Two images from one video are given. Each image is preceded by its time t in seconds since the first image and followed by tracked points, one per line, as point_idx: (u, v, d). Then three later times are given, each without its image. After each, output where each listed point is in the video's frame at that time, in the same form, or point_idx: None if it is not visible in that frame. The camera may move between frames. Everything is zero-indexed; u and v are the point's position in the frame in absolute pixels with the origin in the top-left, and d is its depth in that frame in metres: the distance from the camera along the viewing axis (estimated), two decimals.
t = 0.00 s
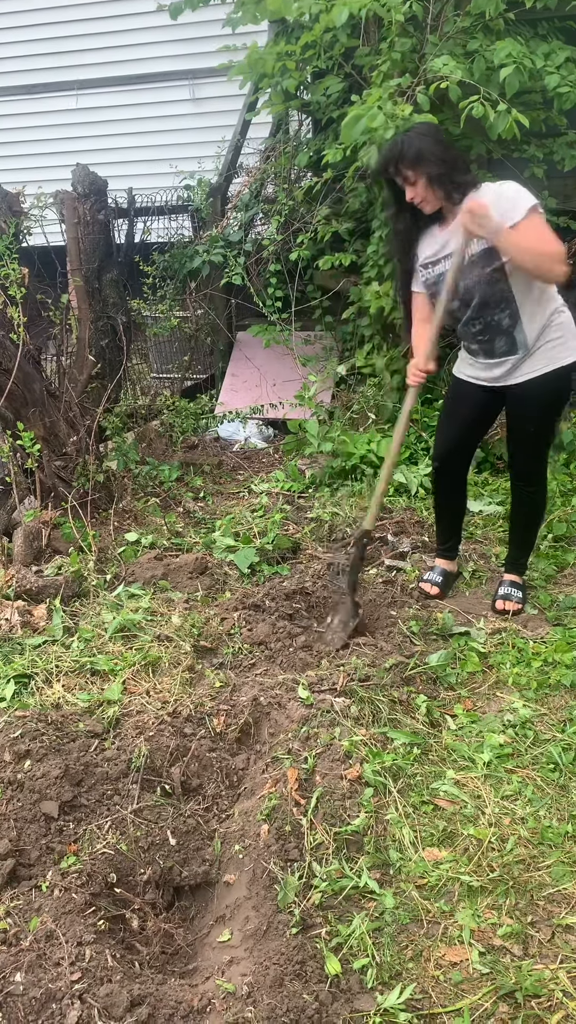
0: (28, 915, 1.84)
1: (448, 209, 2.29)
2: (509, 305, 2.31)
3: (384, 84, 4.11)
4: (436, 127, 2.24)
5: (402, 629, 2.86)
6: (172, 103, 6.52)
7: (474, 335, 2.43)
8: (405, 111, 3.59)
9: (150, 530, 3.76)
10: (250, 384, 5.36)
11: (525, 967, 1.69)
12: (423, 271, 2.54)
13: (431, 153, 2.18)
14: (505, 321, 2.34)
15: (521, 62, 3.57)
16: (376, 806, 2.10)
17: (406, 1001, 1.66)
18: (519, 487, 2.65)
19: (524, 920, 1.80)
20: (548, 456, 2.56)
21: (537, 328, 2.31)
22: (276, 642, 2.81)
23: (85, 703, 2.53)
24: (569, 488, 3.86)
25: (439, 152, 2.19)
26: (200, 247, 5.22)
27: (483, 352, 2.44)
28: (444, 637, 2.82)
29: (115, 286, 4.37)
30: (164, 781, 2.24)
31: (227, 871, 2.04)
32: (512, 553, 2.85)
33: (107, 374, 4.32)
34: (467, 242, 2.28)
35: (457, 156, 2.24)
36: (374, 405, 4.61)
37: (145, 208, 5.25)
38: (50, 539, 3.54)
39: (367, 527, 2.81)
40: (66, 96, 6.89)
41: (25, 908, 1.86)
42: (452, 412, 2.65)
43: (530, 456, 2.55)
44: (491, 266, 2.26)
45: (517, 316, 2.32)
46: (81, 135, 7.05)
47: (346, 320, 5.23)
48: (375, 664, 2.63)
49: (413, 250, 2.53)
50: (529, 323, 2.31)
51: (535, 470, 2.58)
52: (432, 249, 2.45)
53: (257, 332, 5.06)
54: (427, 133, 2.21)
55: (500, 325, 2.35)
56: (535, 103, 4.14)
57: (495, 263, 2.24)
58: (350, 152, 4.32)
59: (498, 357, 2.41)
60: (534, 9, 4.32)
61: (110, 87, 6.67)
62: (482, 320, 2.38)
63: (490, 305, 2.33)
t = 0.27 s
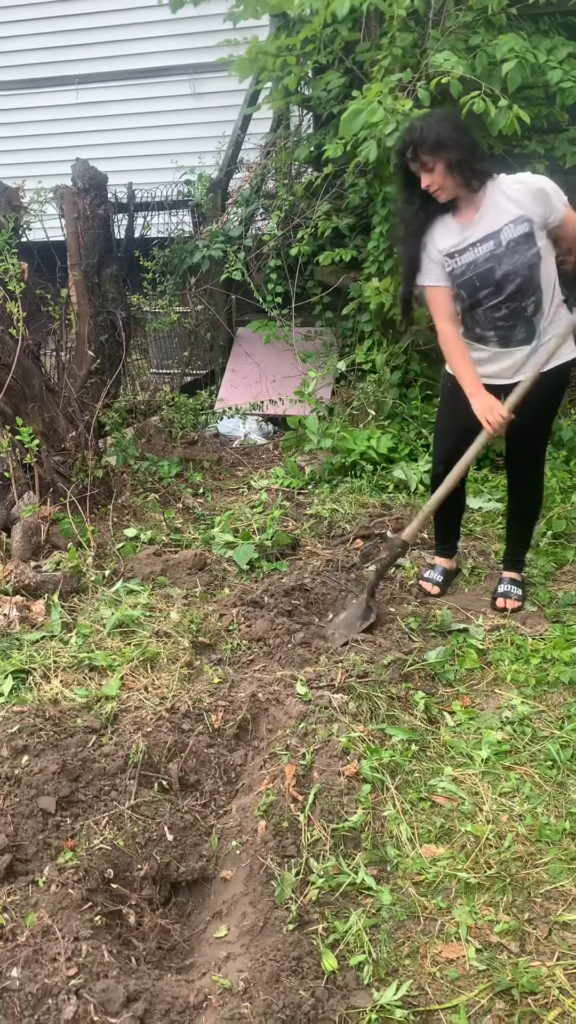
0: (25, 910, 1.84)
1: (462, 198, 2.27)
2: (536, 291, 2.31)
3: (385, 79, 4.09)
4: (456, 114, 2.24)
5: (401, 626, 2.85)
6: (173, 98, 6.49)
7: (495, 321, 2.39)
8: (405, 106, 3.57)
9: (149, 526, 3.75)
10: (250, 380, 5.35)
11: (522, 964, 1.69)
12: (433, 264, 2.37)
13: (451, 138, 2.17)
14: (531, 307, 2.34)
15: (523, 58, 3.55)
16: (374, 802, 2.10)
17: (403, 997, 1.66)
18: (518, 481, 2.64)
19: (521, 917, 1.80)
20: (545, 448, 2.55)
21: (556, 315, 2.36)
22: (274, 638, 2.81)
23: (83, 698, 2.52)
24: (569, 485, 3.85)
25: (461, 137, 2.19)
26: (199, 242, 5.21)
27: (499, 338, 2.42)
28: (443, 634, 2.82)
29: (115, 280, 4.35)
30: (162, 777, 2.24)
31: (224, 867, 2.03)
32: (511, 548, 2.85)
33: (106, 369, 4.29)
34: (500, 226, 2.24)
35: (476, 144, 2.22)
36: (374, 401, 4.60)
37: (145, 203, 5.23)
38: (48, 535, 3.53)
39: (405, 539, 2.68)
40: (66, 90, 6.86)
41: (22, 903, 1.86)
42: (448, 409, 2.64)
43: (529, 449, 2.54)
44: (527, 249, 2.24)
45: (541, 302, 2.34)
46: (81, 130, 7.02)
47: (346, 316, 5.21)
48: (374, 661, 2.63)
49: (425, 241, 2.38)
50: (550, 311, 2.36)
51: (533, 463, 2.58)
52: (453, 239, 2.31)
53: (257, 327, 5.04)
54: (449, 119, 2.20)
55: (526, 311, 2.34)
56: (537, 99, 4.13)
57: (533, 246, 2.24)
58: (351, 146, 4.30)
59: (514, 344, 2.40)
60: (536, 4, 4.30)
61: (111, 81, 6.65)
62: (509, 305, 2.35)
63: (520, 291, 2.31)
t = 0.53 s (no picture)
0: (28, 904, 1.85)
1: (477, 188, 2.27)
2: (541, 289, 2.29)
3: (390, 74, 4.06)
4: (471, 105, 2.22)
5: (403, 622, 2.85)
6: (177, 92, 6.46)
7: (499, 317, 2.38)
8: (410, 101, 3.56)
9: (152, 521, 3.75)
10: (253, 375, 5.34)
11: (523, 959, 1.69)
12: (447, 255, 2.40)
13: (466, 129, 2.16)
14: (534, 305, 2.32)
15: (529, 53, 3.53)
16: (375, 798, 2.11)
17: (404, 991, 1.66)
18: (520, 477, 2.62)
19: (522, 912, 1.80)
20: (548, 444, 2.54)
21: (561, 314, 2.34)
22: (276, 633, 2.81)
23: (85, 692, 2.53)
24: (572, 481, 3.84)
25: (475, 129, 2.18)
26: (203, 237, 5.21)
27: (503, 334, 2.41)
28: (446, 630, 2.82)
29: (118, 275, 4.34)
30: (164, 771, 2.25)
31: (226, 861, 2.04)
32: (514, 545, 2.84)
33: (110, 363, 4.31)
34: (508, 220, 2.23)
35: (490, 137, 2.23)
36: (377, 397, 4.59)
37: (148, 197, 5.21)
38: (52, 530, 3.53)
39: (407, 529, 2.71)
40: (70, 84, 6.84)
41: (24, 897, 1.87)
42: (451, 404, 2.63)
43: (531, 444, 2.53)
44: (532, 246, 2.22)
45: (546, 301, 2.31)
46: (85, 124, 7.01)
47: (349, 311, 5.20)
48: (376, 657, 2.63)
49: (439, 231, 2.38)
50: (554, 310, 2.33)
51: (536, 459, 2.57)
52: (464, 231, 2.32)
53: (260, 322, 5.03)
54: (464, 110, 2.19)
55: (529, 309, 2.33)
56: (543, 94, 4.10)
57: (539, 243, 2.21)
58: (355, 141, 4.28)
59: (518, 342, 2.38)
60: None
61: (115, 75, 6.62)
62: (513, 302, 2.33)
63: (524, 287, 2.29)
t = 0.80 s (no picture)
0: (34, 894, 1.86)
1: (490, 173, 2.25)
2: (533, 275, 2.27)
3: (397, 65, 4.03)
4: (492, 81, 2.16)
5: (409, 615, 2.85)
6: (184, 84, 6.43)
7: (492, 302, 2.38)
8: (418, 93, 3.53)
9: (157, 514, 3.76)
10: (259, 367, 5.33)
11: (528, 952, 1.70)
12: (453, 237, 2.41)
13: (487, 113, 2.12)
14: (527, 292, 2.30)
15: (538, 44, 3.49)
16: (380, 790, 2.11)
17: (409, 982, 1.67)
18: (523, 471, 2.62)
19: (527, 905, 1.80)
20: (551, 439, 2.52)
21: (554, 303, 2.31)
22: (282, 627, 2.81)
23: (91, 683, 2.54)
24: None
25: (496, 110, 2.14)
26: (210, 230, 5.20)
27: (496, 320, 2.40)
28: (451, 624, 2.81)
29: (124, 268, 4.32)
30: (170, 763, 2.26)
31: (231, 852, 2.04)
32: (519, 539, 2.83)
33: (116, 357, 4.29)
34: (502, 205, 2.22)
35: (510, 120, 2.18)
36: (383, 390, 4.58)
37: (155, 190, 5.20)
38: (58, 522, 3.54)
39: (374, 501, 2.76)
40: (77, 76, 6.82)
41: (31, 886, 1.88)
42: (455, 396, 2.62)
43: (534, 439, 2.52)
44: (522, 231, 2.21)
45: (539, 288, 2.29)
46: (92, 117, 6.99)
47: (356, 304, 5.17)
48: (381, 650, 2.63)
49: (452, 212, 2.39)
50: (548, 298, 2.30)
51: (539, 453, 2.55)
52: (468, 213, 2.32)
53: (266, 315, 5.02)
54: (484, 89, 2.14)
55: (522, 295, 2.31)
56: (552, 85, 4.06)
57: (529, 228, 2.20)
58: (362, 133, 4.25)
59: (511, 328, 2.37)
60: None
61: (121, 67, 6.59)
62: (504, 286, 2.33)
63: (515, 272, 2.28)
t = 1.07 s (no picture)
0: (39, 885, 1.87)
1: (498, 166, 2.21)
2: (522, 250, 2.24)
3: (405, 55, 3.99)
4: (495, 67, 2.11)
5: (415, 608, 2.84)
6: (190, 74, 6.39)
7: (484, 281, 2.36)
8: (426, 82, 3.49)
9: (163, 507, 3.75)
10: (265, 360, 5.31)
11: (533, 945, 1.69)
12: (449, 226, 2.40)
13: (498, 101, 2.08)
14: (517, 268, 2.27)
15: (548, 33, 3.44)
16: (386, 783, 2.11)
17: (414, 975, 1.67)
18: (527, 464, 2.60)
19: (532, 898, 1.80)
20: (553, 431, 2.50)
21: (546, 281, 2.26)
22: (287, 620, 2.81)
23: (97, 675, 2.55)
24: None
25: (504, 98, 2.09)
26: (215, 221, 5.18)
27: (490, 300, 2.37)
28: (457, 617, 2.80)
29: (130, 259, 4.30)
30: (175, 755, 2.27)
31: (236, 845, 2.04)
32: (525, 533, 2.81)
33: (122, 349, 4.29)
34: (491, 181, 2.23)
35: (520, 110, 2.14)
36: (389, 382, 4.56)
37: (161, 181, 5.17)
38: (64, 514, 3.54)
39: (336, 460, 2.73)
40: (83, 67, 6.78)
41: (36, 878, 1.89)
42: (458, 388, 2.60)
43: (537, 432, 2.50)
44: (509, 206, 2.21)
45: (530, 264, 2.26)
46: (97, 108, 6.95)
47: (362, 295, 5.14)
48: (387, 643, 2.63)
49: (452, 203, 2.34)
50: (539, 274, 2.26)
51: (541, 446, 2.53)
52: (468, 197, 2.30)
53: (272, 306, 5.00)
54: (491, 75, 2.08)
55: (512, 271, 2.28)
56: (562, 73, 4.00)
57: (516, 202, 2.20)
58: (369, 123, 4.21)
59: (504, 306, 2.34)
60: None
61: (127, 57, 6.55)
62: (494, 263, 2.31)
63: (504, 248, 2.27)
